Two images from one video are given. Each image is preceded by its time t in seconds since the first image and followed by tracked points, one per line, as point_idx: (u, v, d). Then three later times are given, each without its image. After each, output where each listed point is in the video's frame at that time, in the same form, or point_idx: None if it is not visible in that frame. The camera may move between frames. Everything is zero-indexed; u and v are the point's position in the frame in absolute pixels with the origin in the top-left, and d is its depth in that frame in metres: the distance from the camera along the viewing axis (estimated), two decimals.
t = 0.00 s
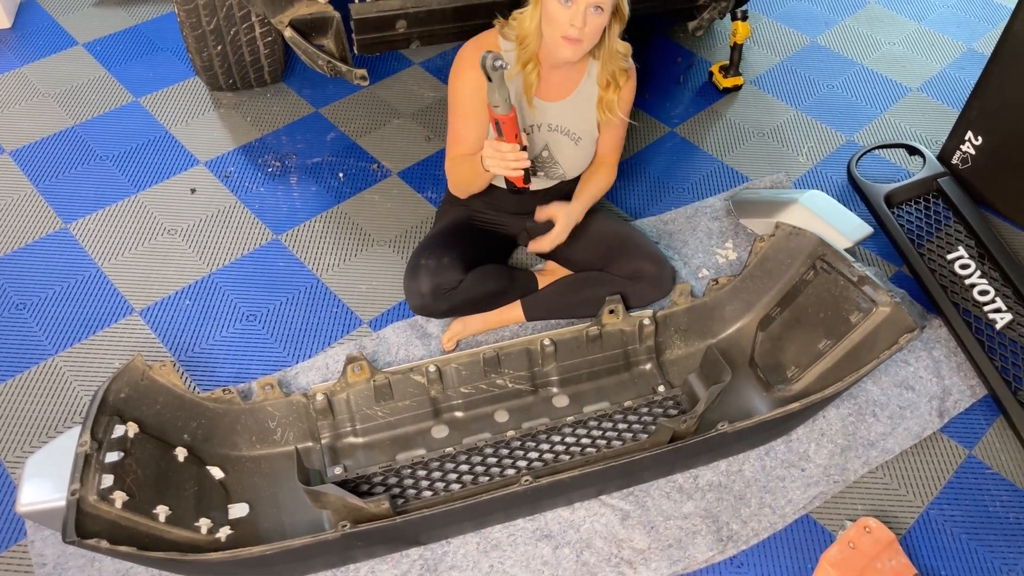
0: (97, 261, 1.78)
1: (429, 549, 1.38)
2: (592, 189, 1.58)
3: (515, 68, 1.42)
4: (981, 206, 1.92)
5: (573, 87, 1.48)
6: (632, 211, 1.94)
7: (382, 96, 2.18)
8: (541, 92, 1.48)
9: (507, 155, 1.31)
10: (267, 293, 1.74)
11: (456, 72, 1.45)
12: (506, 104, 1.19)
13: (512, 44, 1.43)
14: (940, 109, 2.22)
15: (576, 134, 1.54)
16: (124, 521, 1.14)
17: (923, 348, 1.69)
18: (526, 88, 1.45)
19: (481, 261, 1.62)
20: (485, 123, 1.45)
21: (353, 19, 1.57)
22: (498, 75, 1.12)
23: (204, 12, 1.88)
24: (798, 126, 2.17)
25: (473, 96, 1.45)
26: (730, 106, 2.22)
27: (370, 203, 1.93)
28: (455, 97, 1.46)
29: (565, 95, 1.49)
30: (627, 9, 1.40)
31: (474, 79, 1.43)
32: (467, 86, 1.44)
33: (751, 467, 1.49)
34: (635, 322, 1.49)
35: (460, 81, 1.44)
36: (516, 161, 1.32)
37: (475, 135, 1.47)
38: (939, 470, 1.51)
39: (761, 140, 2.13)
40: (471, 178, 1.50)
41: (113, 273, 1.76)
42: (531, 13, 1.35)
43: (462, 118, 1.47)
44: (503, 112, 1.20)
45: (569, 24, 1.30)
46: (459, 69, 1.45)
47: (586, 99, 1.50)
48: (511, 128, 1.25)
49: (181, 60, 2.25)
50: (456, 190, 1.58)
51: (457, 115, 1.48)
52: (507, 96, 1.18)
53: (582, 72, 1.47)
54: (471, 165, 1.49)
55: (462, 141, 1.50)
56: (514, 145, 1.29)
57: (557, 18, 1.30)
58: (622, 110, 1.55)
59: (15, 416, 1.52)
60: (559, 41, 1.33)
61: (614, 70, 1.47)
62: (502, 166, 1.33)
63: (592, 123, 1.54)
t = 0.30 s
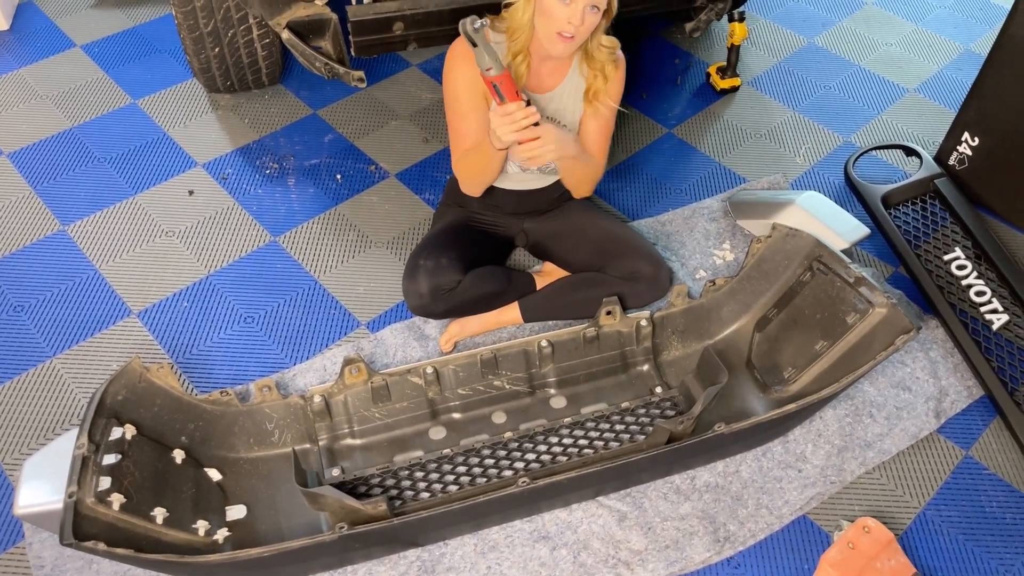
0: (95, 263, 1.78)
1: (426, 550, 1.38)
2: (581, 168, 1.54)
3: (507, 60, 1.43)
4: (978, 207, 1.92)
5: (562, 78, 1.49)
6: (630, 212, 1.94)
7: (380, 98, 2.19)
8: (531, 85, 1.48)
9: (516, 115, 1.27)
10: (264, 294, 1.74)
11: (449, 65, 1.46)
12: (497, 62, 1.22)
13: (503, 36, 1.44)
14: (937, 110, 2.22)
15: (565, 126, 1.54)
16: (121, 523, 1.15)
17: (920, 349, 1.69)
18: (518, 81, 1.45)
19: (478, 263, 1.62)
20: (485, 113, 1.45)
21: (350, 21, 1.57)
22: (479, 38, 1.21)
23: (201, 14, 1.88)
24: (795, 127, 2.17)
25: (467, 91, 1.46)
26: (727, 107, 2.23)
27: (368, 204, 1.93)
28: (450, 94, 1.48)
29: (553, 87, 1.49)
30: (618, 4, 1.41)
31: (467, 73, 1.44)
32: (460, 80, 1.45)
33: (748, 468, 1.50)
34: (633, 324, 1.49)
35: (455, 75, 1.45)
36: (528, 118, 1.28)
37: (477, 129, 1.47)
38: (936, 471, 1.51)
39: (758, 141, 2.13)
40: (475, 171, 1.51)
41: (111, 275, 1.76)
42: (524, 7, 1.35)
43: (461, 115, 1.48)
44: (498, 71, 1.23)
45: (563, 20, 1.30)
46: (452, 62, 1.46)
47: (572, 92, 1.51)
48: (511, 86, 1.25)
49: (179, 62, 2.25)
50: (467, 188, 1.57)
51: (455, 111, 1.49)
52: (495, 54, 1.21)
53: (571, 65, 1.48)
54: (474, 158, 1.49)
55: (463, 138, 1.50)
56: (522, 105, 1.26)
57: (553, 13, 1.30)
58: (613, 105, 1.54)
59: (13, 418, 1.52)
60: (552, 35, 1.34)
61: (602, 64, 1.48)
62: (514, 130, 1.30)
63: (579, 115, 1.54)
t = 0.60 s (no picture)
0: (94, 264, 1.78)
1: (426, 551, 1.38)
2: (574, 168, 1.54)
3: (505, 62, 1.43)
4: (975, 208, 1.93)
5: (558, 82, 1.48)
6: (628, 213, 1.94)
7: (379, 99, 2.19)
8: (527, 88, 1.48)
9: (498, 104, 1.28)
10: (263, 295, 1.75)
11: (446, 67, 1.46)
12: (472, 59, 1.19)
13: (500, 37, 1.44)
14: (934, 110, 2.23)
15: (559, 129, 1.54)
16: (120, 524, 1.15)
17: (918, 349, 1.69)
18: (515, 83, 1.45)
19: (477, 263, 1.62)
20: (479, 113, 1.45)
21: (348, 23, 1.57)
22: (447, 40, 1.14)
23: (200, 16, 1.88)
24: (794, 128, 2.18)
25: (464, 92, 1.46)
26: (726, 108, 2.23)
27: (367, 206, 1.93)
28: (449, 95, 1.48)
29: (549, 89, 1.49)
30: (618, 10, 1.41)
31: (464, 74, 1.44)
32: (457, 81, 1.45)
33: (746, 468, 1.50)
34: (631, 325, 1.49)
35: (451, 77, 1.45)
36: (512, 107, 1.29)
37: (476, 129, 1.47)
38: (934, 471, 1.52)
39: (757, 142, 2.14)
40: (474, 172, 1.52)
41: (110, 276, 1.76)
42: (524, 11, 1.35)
43: (461, 117, 1.48)
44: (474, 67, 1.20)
45: (571, 28, 1.30)
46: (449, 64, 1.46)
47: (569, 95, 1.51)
48: (488, 76, 1.24)
49: (178, 63, 2.25)
50: (472, 188, 1.57)
51: (454, 113, 1.49)
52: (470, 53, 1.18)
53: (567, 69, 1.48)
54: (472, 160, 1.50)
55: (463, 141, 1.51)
56: (500, 92, 1.26)
57: (558, 20, 1.30)
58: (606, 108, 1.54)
59: (13, 420, 1.53)
60: (556, 40, 1.34)
61: (600, 67, 1.48)
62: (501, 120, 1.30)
63: (573, 117, 1.54)
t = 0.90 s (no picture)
0: (93, 265, 1.79)
1: (425, 551, 1.38)
2: (572, 164, 1.54)
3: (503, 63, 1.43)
4: (973, 207, 1.93)
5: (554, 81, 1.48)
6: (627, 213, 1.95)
7: (378, 99, 2.19)
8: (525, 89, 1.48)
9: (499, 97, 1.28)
10: (262, 296, 1.75)
11: (444, 70, 1.46)
12: (466, 57, 1.21)
13: (497, 38, 1.44)
14: (932, 110, 2.23)
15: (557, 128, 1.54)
16: (120, 524, 1.15)
17: (915, 349, 1.70)
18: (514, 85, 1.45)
19: (476, 264, 1.63)
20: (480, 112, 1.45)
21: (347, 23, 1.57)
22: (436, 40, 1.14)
23: (199, 16, 1.88)
24: (792, 128, 2.18)
25: (462, 95, 1.46)
26: (724, 108, 2.23)
27: (366, 206, 1.94)
28: (448, 98, 1.48)
29: (547, 89, 1.49)
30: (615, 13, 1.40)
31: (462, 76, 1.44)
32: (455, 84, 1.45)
33: (744, 467, 1.50)
34: (629, 324, 1.50)
35: (449, 80, 1.45)
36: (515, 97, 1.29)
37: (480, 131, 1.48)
38: (932, 470, 1.52)
39: (755, 142, 2.14)
40: (479, 176, 1.52)
41: (110, 277, 1.77)
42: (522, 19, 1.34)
43: (463, 120, 1.49)
44: (469, 65, 1.23)
45: (574, 40, 1.31)
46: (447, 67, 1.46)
47: (565, 93, 1.51)
48: (485, 71, 1.26)
49: (176, 64, 2.25)
50: (478, 190, 1.57)
51: (455, 116, 1.50)
52: (464, 51, 1.21)
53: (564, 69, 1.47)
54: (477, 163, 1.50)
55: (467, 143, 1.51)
56: (500, 84, 1.26)
57: (558, 32, 1.30)
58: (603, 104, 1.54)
59: (12, 420, 1.53)
60: (558, 49, 1.34)
61: (595, 64, 1.48)
62: (505, 113, 1.31)
63: (570, 115, 1.54)
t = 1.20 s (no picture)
0: (94, 265, 1.79)
1: (426, 550, 1.39)
2: (571, 168, 1.55)
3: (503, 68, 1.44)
4: (972, 207, 1.94)
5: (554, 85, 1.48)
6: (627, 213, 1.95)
7: (378, 100, 2.20)
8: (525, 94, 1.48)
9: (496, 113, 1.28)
10: (263, 296, 1.75)
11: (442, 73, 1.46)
12: (457, 80, 1.19)
13: (497, 42, 1.45)
14: (931, 110, 2.24)
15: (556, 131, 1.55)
16: (122, 523, 1.16)
17: (914, 348, 1.70)
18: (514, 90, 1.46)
19: (476, 264, 1.63)
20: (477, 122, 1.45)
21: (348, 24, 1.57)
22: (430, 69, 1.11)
23: (200, 17, 1.89)
24: (791, 128, 2.19)
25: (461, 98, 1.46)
26: (723, 108, 2.24)
27: (367, 206, 1.94)
28: (447, 102, 1.49)
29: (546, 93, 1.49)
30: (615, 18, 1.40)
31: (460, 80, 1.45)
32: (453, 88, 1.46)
33: (744, 466, 1.51)
34: (629, 324, 1.50)
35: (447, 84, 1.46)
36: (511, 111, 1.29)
37: (480, 135, 1.48)
38: (931, 469, 1.52)
39: (754, 142, 2.14)
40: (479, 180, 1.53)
41: (111, 277, 1.77)
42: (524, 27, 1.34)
43: (462, 123, 1.49)
44: (461, 88, 1.20)
45: (577, 49, 1.31)
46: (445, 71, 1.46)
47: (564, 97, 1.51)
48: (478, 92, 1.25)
49: (177, 64, 2.26)
50: (478, 193, 1.58)
51: (453, 120, 1.50)
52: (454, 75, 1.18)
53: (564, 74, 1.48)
54: (476, 168, 1.51)
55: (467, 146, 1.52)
56: (494, 102, 1.27)
57: (561, 40, 1.30)
58: (604, 108, 1.54)
59: (14, 420, 1.53)
60: (561, 57, 1.35)
61: (593, 67, 1.48)
62: (504, 126, 1.31)
63: (569, 118, 1.55)
